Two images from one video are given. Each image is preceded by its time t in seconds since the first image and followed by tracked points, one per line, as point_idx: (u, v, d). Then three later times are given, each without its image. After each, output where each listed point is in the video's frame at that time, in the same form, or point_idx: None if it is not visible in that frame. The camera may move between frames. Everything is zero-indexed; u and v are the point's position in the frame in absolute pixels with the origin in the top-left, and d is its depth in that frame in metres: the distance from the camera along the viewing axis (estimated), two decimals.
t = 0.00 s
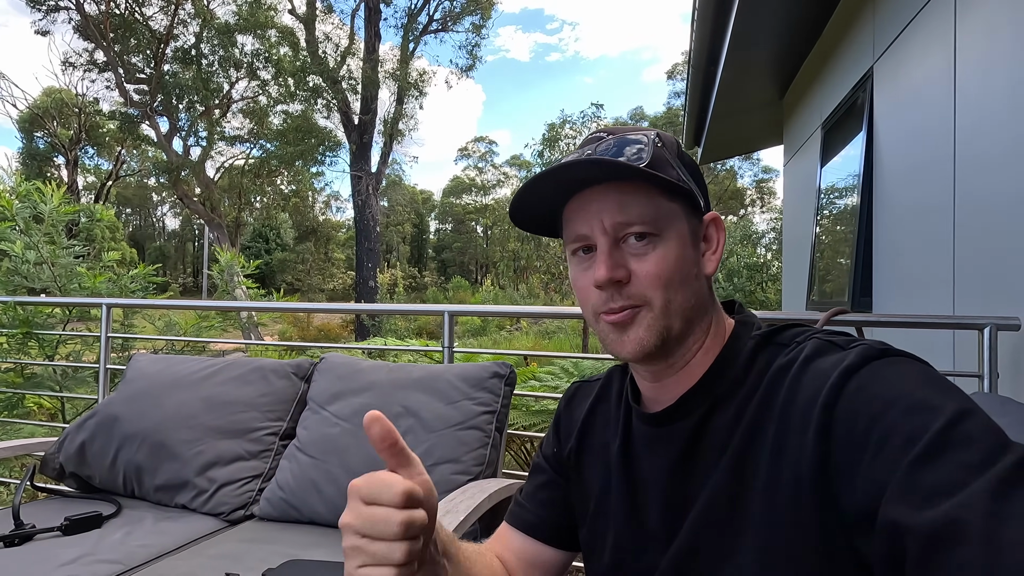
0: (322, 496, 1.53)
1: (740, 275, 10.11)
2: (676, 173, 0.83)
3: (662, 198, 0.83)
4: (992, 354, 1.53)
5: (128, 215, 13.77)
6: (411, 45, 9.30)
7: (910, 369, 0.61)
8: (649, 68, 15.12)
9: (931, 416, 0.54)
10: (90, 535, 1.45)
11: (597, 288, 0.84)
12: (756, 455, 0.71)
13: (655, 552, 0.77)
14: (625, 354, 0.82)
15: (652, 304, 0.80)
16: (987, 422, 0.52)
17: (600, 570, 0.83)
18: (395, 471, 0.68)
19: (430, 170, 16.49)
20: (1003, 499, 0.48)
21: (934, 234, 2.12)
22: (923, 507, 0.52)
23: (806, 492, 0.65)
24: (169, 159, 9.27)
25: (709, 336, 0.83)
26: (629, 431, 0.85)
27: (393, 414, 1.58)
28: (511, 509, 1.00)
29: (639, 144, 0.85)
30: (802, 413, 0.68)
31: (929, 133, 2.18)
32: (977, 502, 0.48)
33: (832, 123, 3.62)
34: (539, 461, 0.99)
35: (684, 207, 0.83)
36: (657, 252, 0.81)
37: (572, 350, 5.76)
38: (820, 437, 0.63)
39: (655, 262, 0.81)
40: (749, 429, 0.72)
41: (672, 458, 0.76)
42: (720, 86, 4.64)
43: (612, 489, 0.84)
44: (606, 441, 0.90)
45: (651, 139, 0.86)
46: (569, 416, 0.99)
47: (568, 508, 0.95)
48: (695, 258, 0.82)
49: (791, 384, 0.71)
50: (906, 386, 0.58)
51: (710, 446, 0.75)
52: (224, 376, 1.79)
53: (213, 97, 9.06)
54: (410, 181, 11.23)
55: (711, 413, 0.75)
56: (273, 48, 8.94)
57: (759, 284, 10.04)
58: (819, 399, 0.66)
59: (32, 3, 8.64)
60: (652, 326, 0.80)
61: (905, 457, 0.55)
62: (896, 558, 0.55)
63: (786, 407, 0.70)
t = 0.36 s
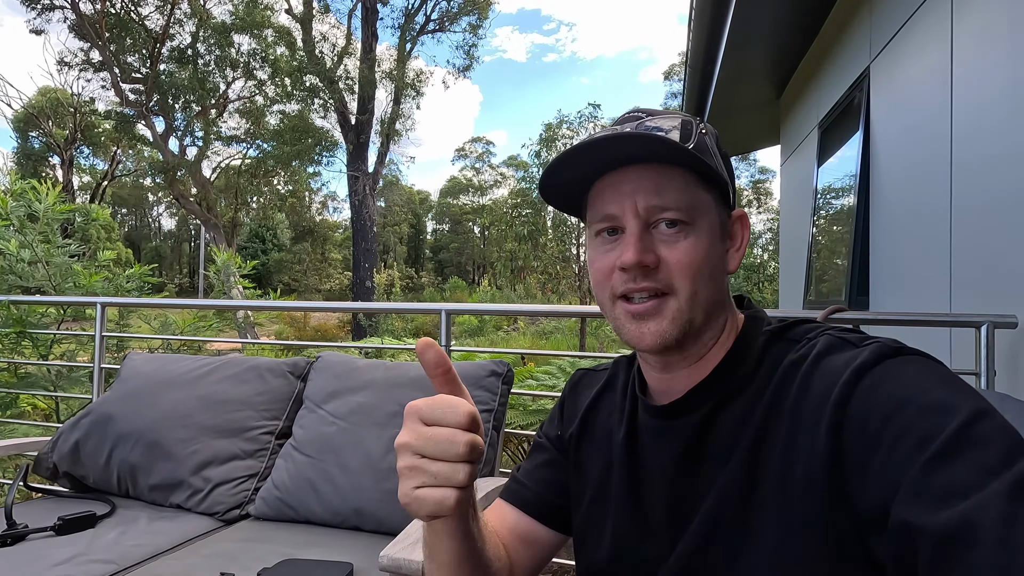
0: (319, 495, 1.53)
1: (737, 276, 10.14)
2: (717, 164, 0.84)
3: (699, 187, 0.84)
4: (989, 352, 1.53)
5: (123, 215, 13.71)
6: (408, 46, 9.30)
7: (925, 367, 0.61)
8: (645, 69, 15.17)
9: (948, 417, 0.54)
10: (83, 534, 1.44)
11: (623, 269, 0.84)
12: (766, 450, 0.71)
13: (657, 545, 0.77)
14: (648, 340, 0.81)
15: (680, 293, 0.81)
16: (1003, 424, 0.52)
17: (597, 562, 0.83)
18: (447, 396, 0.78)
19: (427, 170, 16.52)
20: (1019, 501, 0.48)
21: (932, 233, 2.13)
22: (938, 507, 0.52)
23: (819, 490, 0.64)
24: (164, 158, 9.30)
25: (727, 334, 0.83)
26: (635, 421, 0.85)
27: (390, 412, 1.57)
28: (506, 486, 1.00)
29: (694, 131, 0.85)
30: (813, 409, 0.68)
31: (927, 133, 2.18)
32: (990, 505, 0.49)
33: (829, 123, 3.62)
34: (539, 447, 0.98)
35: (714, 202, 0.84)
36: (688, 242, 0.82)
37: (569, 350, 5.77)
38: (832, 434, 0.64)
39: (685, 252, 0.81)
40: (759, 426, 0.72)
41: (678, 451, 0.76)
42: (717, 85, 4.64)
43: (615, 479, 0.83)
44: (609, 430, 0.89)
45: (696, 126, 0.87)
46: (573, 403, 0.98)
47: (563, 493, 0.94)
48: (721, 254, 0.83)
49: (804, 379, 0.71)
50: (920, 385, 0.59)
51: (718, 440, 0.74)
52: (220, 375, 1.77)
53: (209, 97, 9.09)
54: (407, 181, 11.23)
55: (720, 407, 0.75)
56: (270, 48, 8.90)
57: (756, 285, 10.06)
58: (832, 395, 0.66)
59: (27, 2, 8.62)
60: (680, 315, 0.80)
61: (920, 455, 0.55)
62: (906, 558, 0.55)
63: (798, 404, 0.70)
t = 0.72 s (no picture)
0: (315, 494, 1.52)
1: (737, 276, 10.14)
2: (688, 159, 0.82)
3: (668, 185, 0.82)
4: (985, 351, 1.53)
5: (122, 215, 13.69)
6: (406, 46, 9.31)
7: (929, 370, 0.61)
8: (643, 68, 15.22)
9: (954, 417, 0.54)
10: (79, 534, 1.43)
11: (590, 269, 0.86)
12: (767, 450, 0.71)
13: (657, 544, 0.77)
14: (615, 337, 0.84)
15: (644, 292, 0.81)
16: (1008, 426, 0.52)
17: (599, 560, 0.83)
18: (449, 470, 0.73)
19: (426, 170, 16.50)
20: None
21: (929, 233, 2.13)
22: (943, 509, 0.52)
23: (821, 489, 0.64)
24: (163, 158, 9.29)
25: (713, 331, 0.83)
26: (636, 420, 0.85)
27: (387, 412, 1.57)
28: (511, 486, 1.00)
29: (654, 130, 0.84)
30: (816, 410, 0.68)
31: (925, 133, 2.19)
32: (995, 506, 0.48)
33: (826, 122, 3.63)
34: (543, 446, 0.99)
35: (691, 198, 0.82)
36: (653, 241, 0.82)
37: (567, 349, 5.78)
38: (835, 435, 0.64)
39: (649, 251, 0.81)
40: (762, 425, 0.72)
41: (679, 450, 0.76)
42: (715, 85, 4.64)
43: (617, 477, 0.83)
44: (611, 430, 0.89)
45: (668, 121, 0.85)
46: (577, 401, 0.98)
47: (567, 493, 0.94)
48: (699, 250, 0.82)
49: (807, 379, 0.71)
50: (924, 387, 0.59)
51: (719, 440, 0.74)
52: (217, 375, 1.77)
53: (206, 96, 9.10)
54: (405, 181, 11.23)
55: (722, 406, 0.75)
56: (268, 46, 8.94)
57: (756, 284, 10.07)
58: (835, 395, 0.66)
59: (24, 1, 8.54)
60: (643, 314, 0.81)
61: (924, 457, 0.55)
62: (910, 560, 0.55)
63: (801, 405, 0.70)
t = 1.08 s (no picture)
0: (329, 494, 1.54)
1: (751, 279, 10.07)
2: (656, 155, 0.87)
3: (641, 179, 0.87)
4: (1005, 354, 1.51)
5: (139, 220, 13.89)
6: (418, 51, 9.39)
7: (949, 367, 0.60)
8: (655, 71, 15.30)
9: (974, 419, 0.53)
10: (99, 532, 1.46)
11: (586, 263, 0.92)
12: (782, 446, 0.71)
13: (668, 538, 0.77)
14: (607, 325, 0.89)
15: (627, 277, 0.85)
16: None
17: (611, 555, 0.83)
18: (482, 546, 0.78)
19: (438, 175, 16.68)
20: None
21: (948, 234, 2.11)
22: (964, 510, 0.51)
23: (836, 486, 0.64)
24: (179, 163, 9.40)
25: (709, 313, 0.83)
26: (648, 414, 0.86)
27: (400, 412, 1.58)
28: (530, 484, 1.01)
29: (623, 136, 0.91)
30: (832, 407, 0.68)
31: (943, 133, 2.16)
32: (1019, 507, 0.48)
33: (841, 124, 3.61)
34: (559, 444, 1.00)
35: (669, 187, 0.86)
36: (633, 228, 0.86)
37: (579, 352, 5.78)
38: (852, 432, 0.63)
39: (629, 237, 0.85)
40: (775, 421, 0.72)
41: (691, 445, 0.76)
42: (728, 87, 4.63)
43: (629, 472, 0.84)
44: (624, 427, 0.89)
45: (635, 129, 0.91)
46: (593, 398, 0.99)
47: (582, 489, 0.94)
48: (680, 230, 0.83)
49: (821, 376, 0.70)
50: (944, 386, 0.58)
51: (731, 437, 0.74)
52: (233, 376, 1.80)
53: (222, 102, 9.22)
54: (417, 185, 11.30)
55: (733, 402, 0.75)
56: (282, 53, 9.05)
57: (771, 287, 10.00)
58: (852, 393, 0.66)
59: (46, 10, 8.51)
60: (626, 298, 0.85)
61: (944, 458, 0.54)
62: (927, 560, 0.55)
63: (816, 402, 0.69)
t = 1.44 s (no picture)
0: (405, 507, 1.58)
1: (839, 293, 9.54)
2: (740, 170, 0.85)
3: (725, 197, 0.85)
4: None
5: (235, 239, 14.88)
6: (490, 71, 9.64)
7: None
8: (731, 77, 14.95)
9: None
10: (198, 532, 1.57)
11: (665, 288, 0.89)
12: (882, 480, 0.67)
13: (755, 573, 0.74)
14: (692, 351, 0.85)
15: (716, 301, 0.82)
16: None
17: None
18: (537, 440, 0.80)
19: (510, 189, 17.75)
20: None
21: None
22: None
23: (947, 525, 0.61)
24: (272, 188, 10.01)
25: (803, 337, 0.80)
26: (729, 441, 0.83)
27: (473, 428, 1.60)
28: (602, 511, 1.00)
29: (700, 152, 0.89)
30: (942, 439, 0.65)
31: None
32: None
33: (946, 122, 3.37)
34: (631, 470, 0.98)
35: (756, 205, 0.83)
36: (720, 250, 0.83)
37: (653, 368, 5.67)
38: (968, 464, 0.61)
39: (717, 260, 0.83)
40: (872, 450, 0.68)
41: (778, 474, 0.73)
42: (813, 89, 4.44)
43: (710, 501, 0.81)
44: (703, 454, 0.87)
45: (712, 142, 0.90)
46: (666, 422, 0.97)
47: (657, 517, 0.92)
48: (772, 252, 0.81)
49: (927, 405, 0.67)
50: None
51: (823, 467, 0.71)
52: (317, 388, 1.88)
53: (310, 130, 9.63)
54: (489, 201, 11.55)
55: (827, 429, 0.72)
56: (364, 81, 9.38)
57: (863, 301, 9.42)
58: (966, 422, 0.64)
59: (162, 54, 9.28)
60: (716, 324, 0.82)
61: None
62: None
63: (922, 432, 0.66)
